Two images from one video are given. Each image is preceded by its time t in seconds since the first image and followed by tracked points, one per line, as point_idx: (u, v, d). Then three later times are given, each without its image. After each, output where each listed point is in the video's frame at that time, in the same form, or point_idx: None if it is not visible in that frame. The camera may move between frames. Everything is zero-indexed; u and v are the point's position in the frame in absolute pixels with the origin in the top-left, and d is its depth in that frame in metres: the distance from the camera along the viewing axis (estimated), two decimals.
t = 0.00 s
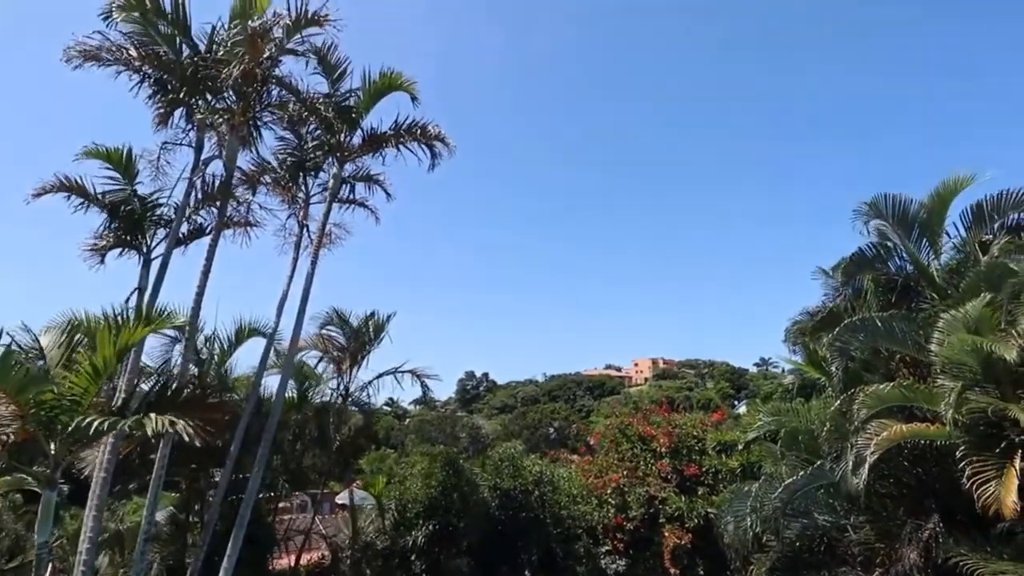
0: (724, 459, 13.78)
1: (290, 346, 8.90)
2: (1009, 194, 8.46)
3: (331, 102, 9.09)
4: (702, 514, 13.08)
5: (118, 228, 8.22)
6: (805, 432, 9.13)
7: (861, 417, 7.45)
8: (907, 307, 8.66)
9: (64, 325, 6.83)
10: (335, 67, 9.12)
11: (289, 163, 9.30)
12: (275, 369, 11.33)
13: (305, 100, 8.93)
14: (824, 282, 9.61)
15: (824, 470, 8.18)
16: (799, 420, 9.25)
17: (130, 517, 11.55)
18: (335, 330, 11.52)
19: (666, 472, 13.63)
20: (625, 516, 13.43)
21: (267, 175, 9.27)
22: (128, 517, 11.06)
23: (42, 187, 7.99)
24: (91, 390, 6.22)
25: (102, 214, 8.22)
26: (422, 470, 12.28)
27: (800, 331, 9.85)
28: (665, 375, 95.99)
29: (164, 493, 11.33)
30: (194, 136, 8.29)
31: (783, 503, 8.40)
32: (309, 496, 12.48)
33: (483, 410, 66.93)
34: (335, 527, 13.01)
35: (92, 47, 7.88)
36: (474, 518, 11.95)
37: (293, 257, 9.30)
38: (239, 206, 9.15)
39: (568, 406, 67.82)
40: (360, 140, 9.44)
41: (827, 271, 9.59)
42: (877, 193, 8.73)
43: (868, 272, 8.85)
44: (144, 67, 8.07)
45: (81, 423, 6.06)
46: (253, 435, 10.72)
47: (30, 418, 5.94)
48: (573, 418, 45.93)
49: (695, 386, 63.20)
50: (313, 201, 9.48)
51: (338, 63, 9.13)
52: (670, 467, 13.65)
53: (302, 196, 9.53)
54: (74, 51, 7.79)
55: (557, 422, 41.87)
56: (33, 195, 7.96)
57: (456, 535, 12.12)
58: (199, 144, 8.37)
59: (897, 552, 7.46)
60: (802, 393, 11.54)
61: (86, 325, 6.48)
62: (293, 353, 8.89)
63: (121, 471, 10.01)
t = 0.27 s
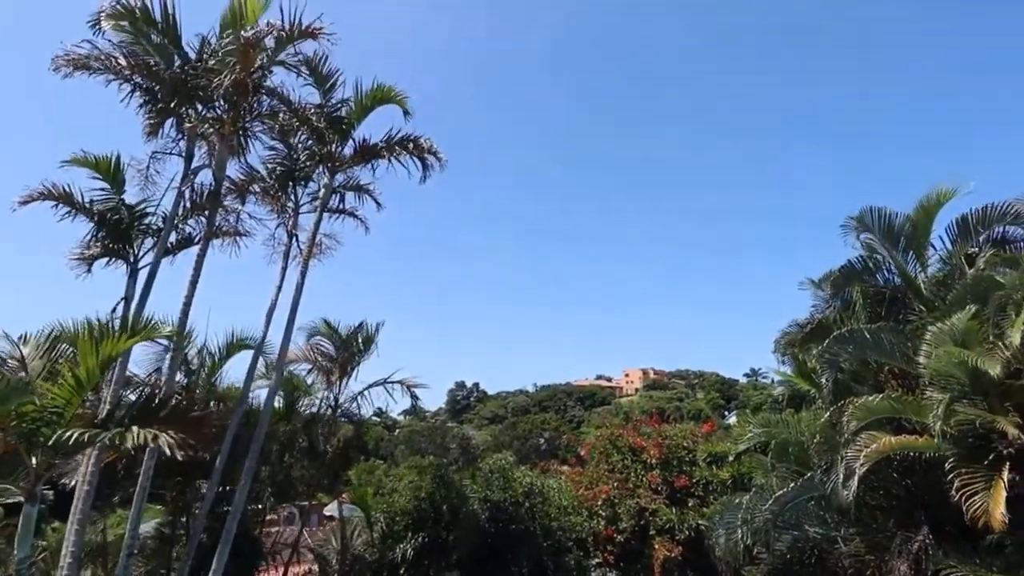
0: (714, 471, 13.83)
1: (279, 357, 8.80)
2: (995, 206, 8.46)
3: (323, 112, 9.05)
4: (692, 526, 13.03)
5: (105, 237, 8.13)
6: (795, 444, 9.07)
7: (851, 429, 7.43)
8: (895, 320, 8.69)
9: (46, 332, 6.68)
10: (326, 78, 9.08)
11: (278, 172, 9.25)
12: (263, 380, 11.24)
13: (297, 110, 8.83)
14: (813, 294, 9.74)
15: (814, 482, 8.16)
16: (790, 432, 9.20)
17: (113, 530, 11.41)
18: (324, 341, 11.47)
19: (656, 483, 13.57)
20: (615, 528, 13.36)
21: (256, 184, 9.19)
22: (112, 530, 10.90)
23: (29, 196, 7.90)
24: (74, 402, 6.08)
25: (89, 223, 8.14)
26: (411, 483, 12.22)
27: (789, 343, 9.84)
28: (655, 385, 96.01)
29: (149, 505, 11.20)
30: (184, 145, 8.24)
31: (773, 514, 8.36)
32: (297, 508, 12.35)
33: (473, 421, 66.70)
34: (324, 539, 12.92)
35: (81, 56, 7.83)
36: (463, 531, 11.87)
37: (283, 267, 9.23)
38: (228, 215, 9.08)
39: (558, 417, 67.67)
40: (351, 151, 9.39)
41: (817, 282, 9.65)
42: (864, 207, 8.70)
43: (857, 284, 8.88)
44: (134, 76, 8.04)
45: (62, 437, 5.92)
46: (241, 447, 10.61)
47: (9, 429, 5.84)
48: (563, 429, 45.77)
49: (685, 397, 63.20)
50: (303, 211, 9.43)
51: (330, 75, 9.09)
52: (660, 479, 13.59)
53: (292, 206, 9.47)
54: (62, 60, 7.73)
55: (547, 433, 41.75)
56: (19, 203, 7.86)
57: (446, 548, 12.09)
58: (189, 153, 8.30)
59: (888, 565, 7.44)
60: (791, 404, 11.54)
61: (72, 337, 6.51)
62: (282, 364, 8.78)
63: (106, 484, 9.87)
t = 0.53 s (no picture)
0: (707, 477, 13.80)
1: (270, 362, 8.75)
2: (983, 215, 8.52)
3: (315, 117, 9.12)
4: (685, 532, 12.99)
5: (94, 241, 8.07)
6: (788, 450, 9.03)
7: (842, 435, 7.43)
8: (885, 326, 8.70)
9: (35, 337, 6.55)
10: (319, 83, 9.05)
11: (270, 176, 9.26)
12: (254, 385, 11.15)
13: (290, 114, 8.85)
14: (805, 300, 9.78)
15: (807, 489, 8.11)
16: (782, 438, 9.15)
17: (101, 538, 11.31)
18: (315, 347, 11.36)
19: (649, 489, 13.54)
20: (608, 534, 13.34)
21: (247, 188, 9.07)
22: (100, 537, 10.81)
23: (18, 199, 7.82)
24: (61, 408, 5.98)
25: (78, 226, 8.07)
26: (402, 490, 12.12)
27: (781, 349, 9.84)
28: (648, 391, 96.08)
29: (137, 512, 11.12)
30: (175, 150, 8.22)
31: (766, 521, 8.31)
32: (287, 513, 12.27)
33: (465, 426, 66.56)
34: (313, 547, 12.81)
35: (70, 59, 7.78)
36: (455, 538, 11.77)
37: (274, 271, 9.19)
38: (219, 220, 8.99)
39: (551, 422, 67.58)
40: (344, 156, 9.38)
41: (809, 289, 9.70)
42: (852, 216, 8.79)
43: (848, 292, 8.94)
44: (124, 80, 7.99)
45: (50, 445, 5.83)
46: (231, 453, 10.54)
47: None
48: (556, 436, 45.60)
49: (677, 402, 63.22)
50: (295, 215, 9.38)
51: (322, 79, 9.06)
52: (653, 484, 13.55)
53: (284, 210, 9.42)
54: (51, 63, 7.68)
55: (539, 439, 41.68)
56: (8, 206, 7.80)
57: (437, 555, 11.98)
58: (180, 157, 8.27)
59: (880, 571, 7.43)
60: (783, 410, 11.55)
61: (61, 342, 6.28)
62: (273, 369, 8.71)
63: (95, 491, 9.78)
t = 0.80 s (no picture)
0: (698, 482, 13.77)
1: (261, 366, 8.70)
2: (973, 221, 8.54)
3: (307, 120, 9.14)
4: (677, 537, 12.97)
5: (84, 244, 8.01)
6: (780, 455, 9.03)
7: (834, 441, 7.43)
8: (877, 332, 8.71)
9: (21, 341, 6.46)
10: (311, 86, 9.03)
11: (262, 178, 9.16)
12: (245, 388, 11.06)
13: (282, 117, 8.85)
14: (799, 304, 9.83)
15: (798, 493, 8.19)
16: (774, 442, 9.15)
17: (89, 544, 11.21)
18: (306, 351, 11.31)
19: (642, 493, 13.52)
20: (600, 539, 13.33)
21: (239, 190, 9.13)
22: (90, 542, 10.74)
23: (7, 202, 7.76)
24: (49, 413, 5.90)
25: (68, 229, 8.01)
26: (394, 492, 12.12)
27: (775, 355, 9.86)
28: (640, 394, 96.14)
29: (127, 518, 11.03)
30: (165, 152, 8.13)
31: (758, 526, 8.37)
32: (278, 518, 12.22)
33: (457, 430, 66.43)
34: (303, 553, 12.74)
35: (58, 61, 7.72)
36: (445, 544, 11.82)
37: (266, 274, 9.14)
38: (211, 223, 9.01)
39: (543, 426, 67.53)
40: (337, 159, 9.34)
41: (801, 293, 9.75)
42: (845, 221, 8.78)
43: (839, 297, 8.93)
44: (114, 82, 7.93)
45: (38, 450, 5.76)
46: (222, 457, 10.48)
47: None
48: (549, 439, 45.56)
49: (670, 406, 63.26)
50: (287, 218, 9.35)
51: (314, 82, 9.04)
52: (646, 489, 13.54)
53: (276, 212, 9.40)
54: (40, 65, 7.61)
55: (532, 443, 41.61)
56: None
57: (429, 560, 12.02)
58: (171, 160, 8.21)
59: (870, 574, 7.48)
60: (775, 415, 11.57)
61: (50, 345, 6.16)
62: (264, 372, 8.67)
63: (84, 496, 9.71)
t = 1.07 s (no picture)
0: (689, 488, 13.63)
1: (249, 371, 8.63)
2: (961, 229, 8.59)
3: (298, 122, 9.03)
4: (667, 542, 12.94)
5: (70, 246, 7.93)
6: (769, 460, 9.02)
7: (824, 446, 7.42)
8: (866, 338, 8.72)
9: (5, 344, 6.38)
10: (302, 88, 8.99)
11: (253, 181, 9.11)
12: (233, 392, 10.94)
13: (273, 120, 8.77)
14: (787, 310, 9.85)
15: (787, 499, 8.20)
16: (763, 448, 9.13)
17: (71, 550, 11.05)
18: (295, 356, 11.24)
19: (632, 499, 13.51)
20: (590, 545, 13.31)
21: (229, 193, 9.07)
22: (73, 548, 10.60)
23: None
24: (32, 418, 5.82)
25: (53, 230, 7.93)
26: (383, 499, 12.10)
27: (765, 360, 9.87)
28: (630, 399, 96.20)
29: (110, 524, 10.89)
30: (152, 154, 8.09)
31: (748, 532, 8.38)
32: (264, 523, 12.12)
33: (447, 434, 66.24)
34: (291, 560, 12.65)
35: (45, 60, 7.63)
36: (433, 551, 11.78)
37: (255, 277, 9.08)
38: (199, 226, 8.96)
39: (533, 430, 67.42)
40: (328, 162, 9.30)
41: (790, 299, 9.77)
42: (835, 226, 8.81)
43: (828, 302, 9.01)
44: (101, 82, 7.84)
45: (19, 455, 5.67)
46: (209, 463, 10.39)
47: None
48: (539, 444, 45.49)
49: (660, 411, 63.34)
50: (277, 221, 9.29)
51: (305, 85, 9.00)
52: (636, 494, 13.53)
53: (267, 215, 9.34)
54: (27, 64, 7.54)
55: (522, 448, 41.52)
56: None
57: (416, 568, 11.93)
58: (158, 162, 8.14)
59: None
60: (764, 420, 11.59)
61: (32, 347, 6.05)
62: (252, 376, 8.59)
63: (67, 502, 9.59)
